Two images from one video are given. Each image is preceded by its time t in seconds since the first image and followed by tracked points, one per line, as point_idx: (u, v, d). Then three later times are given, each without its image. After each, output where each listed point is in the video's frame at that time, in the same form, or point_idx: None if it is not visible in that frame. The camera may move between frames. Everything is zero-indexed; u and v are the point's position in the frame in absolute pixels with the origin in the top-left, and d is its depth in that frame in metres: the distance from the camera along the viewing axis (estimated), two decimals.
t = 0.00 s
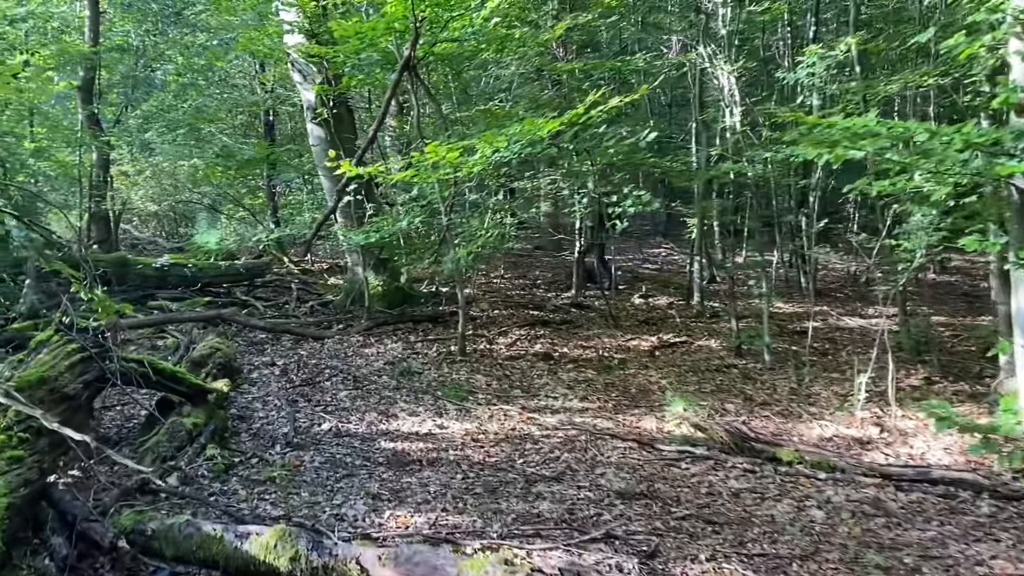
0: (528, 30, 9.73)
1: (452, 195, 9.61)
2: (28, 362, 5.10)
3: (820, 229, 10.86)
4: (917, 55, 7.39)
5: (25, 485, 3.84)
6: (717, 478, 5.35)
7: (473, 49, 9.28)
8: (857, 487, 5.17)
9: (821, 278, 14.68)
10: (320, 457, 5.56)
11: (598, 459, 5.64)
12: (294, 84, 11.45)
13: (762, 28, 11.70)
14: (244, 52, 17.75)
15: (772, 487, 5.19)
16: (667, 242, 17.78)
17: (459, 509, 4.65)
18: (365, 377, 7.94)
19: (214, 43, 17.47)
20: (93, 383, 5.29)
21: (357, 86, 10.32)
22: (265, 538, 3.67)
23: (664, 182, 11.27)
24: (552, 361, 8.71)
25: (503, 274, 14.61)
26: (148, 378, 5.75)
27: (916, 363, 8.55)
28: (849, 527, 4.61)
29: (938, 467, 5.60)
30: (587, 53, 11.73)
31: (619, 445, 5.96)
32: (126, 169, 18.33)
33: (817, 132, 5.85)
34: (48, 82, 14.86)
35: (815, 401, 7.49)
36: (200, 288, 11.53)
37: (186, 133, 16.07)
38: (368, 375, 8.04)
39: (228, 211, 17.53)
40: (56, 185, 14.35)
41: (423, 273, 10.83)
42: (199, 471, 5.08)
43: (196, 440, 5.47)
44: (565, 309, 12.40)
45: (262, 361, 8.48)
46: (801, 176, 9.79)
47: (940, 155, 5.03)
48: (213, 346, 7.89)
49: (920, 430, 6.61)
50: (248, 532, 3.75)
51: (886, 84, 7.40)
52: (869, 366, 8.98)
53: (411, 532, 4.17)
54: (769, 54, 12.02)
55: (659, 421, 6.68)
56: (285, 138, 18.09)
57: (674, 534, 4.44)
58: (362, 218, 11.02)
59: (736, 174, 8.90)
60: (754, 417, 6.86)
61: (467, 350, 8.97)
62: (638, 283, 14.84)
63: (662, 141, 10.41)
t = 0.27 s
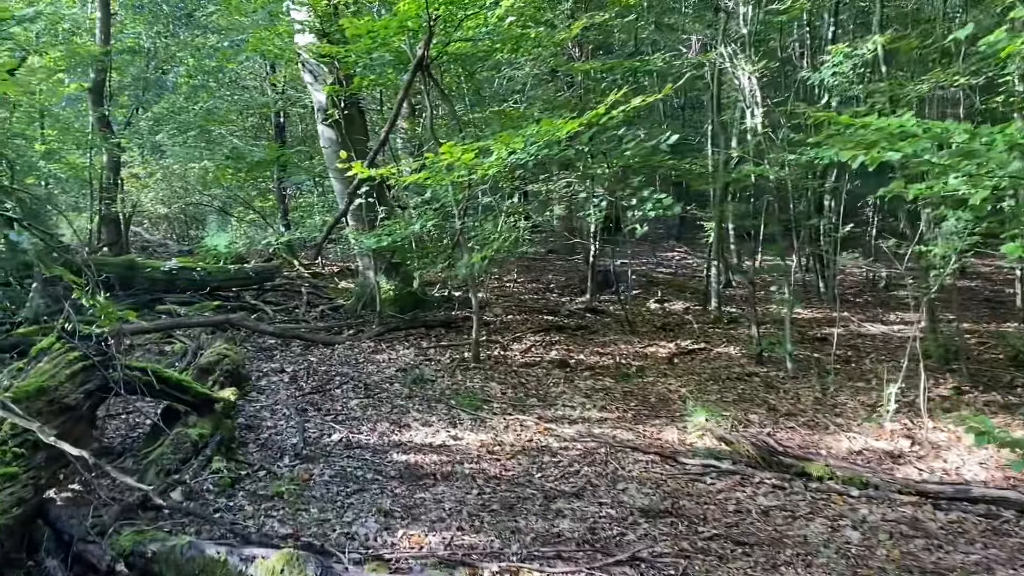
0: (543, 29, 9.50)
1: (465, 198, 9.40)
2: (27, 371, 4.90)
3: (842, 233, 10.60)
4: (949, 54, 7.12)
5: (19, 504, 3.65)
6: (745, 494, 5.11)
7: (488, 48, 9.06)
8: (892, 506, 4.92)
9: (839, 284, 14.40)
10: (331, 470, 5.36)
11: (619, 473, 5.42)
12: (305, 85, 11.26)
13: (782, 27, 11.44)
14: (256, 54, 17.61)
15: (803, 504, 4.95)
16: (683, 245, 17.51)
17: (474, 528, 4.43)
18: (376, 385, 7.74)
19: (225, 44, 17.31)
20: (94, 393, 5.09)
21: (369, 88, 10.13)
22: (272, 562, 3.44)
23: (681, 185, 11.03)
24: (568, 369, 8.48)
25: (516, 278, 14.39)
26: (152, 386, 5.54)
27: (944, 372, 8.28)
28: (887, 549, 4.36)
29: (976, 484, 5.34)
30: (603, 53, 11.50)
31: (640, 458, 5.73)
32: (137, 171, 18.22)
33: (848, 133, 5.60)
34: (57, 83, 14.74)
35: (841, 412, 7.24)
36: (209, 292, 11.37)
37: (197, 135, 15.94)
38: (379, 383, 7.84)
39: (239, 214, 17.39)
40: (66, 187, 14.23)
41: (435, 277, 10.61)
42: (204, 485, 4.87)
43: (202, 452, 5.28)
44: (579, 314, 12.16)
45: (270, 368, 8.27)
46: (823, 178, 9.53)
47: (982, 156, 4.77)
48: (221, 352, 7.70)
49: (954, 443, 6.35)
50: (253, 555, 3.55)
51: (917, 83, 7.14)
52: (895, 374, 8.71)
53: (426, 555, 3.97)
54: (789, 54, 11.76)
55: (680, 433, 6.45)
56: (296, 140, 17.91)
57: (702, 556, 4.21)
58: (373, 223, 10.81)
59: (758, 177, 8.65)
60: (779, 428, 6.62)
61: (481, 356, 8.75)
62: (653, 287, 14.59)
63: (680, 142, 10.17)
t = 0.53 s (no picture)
0: (557, 20, 9.23)
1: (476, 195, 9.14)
2: (18, 373, 4.67)
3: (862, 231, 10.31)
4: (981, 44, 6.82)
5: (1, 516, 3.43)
6: (770, 505, 4.85)
7: (500, 40, 8.80)
8: (928, 519, 4.65)
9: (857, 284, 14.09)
10: (336, 477, 5.12)
11: (637, 482, 5.16)
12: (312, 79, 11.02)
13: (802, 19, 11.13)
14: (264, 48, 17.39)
15: (832, 517, 4.69)
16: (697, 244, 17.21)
17: (487, 543, 4.18)
18: (383, 387, 7.50)
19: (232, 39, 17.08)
20: (89, 395, 4.86)
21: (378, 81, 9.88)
22: None
23: (697, 182, 10.75)
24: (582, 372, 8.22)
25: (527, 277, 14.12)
26: (150, 389, 5.30)
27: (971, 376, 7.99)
28: (926, 566, 4.09)
29: (1015, 496, 5.06)
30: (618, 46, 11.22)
31: (660, 466, 5.48)
32: (144, 168, 18.05)
33: (881, 126, 5.31)
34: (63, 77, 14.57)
35: (867, 418, 6.95)
36: (213, 290, 11.13)
37: (204, 131, 15.74)
38: (387, 385, 7.59)
39: (246, 212, 17.17)
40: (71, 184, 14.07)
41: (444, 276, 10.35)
42: (203, 494, 4.64)
43: (201, 458, 5.04)
44: (592, 314, 11.89)
45: (275, 368, 8.03)
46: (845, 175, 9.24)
47: None
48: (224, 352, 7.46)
49: (987, 451, 6.06)
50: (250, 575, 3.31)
51: (948, 75, 6.84)
52: (920, 378, 8.42)
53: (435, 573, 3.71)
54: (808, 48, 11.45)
55: (700, 440, 6.18)
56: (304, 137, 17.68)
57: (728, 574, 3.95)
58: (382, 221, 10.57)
59: (778, 173, 8.37)
60: (803, 435, 6.34)
61: (491, 358, 8.50)
62: (666, 287, 14.31)
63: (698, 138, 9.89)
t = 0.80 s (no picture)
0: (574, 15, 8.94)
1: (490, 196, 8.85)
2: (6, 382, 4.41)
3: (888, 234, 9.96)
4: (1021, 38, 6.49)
5: None
6: (805, 527, 4.54)
7: (516, 35, 8.51)
8: (975, 544, 4.33)
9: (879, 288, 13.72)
10: (341, 493, 4.84)
11: (662, 500, 4.86)
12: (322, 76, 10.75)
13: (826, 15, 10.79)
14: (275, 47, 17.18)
15: (871, 541, 4.38)
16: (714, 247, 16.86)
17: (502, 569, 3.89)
18: (393, 394, 7.22)
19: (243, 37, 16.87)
20: (82, 405, 4.60)
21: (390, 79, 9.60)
22: None
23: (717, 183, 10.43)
24: (599, 379, 7.91)
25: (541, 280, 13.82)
26: (147, 398, 5.04)
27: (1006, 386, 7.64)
28: None
29: None
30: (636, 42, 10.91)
31: (683, 483, 5.17)
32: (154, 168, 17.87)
33: (922, 122, 4.98)
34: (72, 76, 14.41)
35: (900, 430, 6.62)
36: (220, 293, 10.87)
37: (213, 131, 15.54)
38: (397, 392, 7.31)
39: (256, 213, 16.94)
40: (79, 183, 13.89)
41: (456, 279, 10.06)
42: (200, 511, 4.36)
43: (200, 472, 4.78)
44: (607, 319, 11.58)
45: (281, 374, 7.76)
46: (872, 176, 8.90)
47: None
48: (229, 358, 7.19)
49: None
50: None
51: (986, 70, 6.50)
52: (951, 388, 8.08)
53: None
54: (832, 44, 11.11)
55: (725, 454, 5.86)
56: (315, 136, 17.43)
57: None
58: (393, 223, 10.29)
59: (804, 174, 8.05)
60: (833, 449, 6.02)
61: (505, 364, 8.21)
62: (683, 291, 13.98)
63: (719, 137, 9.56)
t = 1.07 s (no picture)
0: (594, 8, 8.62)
1: (506, 196, 8.54)
2: None
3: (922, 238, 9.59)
4: None
5: None
6: (846, 553, 4.22)
7: (535, 29, 8.20)
8: None
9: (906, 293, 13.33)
10: (351, 511, 4.55)
11: (691, 522, 4.55)
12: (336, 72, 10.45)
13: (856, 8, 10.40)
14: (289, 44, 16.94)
15: (920, 569, 4.06)
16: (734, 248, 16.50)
17: None
18: (406, 401, 6.93)
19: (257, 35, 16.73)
20: (76, 417, 4.34)
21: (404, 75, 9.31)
22: None
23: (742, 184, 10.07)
24: (620, 387, 7.59)
25: (557, 281, 13.51)
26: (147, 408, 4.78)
27: None
28: None
29: None
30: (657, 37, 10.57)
31: (714, 502, 4.86)
32: (168, 167, 17.72)
33: (974, 118, 4.64)
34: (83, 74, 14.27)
35: (939, 445, 6.29)
36: (229, 295, 10.62)
37: (226, 129, 15.32)
38: (410, 399, 7.03)
39: (269, 213, 16.70)
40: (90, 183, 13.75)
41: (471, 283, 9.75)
42: (199, 532, 4.09)
43: (201, 488, 4.50)
44: (626, 323, 11.25)
45: (290, 380, 7.48)
46: (906, 176, 8.53)
47: None
48: (236, 363, 6.92)
49: None
50: None
51: None
52: (988, 398, 7.72)
53: None
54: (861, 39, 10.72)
55: (756, 470, 5.54)
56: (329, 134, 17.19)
57: None
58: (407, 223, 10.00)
59: (835, 174, 7.71)
60: (870, 466, 5.69)
61: (522, 370, 7.90)
62: (703, 294, 13.64)
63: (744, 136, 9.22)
